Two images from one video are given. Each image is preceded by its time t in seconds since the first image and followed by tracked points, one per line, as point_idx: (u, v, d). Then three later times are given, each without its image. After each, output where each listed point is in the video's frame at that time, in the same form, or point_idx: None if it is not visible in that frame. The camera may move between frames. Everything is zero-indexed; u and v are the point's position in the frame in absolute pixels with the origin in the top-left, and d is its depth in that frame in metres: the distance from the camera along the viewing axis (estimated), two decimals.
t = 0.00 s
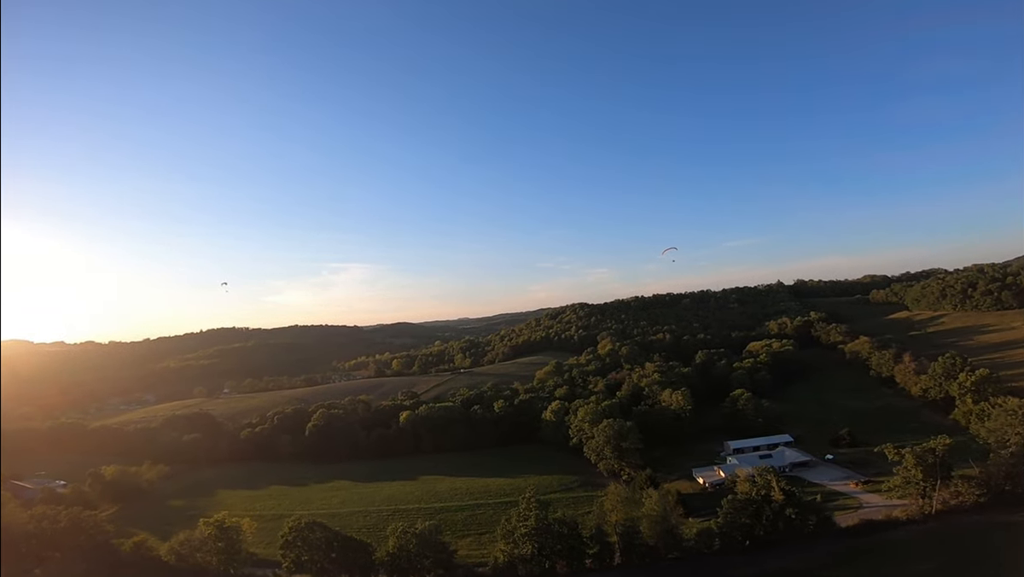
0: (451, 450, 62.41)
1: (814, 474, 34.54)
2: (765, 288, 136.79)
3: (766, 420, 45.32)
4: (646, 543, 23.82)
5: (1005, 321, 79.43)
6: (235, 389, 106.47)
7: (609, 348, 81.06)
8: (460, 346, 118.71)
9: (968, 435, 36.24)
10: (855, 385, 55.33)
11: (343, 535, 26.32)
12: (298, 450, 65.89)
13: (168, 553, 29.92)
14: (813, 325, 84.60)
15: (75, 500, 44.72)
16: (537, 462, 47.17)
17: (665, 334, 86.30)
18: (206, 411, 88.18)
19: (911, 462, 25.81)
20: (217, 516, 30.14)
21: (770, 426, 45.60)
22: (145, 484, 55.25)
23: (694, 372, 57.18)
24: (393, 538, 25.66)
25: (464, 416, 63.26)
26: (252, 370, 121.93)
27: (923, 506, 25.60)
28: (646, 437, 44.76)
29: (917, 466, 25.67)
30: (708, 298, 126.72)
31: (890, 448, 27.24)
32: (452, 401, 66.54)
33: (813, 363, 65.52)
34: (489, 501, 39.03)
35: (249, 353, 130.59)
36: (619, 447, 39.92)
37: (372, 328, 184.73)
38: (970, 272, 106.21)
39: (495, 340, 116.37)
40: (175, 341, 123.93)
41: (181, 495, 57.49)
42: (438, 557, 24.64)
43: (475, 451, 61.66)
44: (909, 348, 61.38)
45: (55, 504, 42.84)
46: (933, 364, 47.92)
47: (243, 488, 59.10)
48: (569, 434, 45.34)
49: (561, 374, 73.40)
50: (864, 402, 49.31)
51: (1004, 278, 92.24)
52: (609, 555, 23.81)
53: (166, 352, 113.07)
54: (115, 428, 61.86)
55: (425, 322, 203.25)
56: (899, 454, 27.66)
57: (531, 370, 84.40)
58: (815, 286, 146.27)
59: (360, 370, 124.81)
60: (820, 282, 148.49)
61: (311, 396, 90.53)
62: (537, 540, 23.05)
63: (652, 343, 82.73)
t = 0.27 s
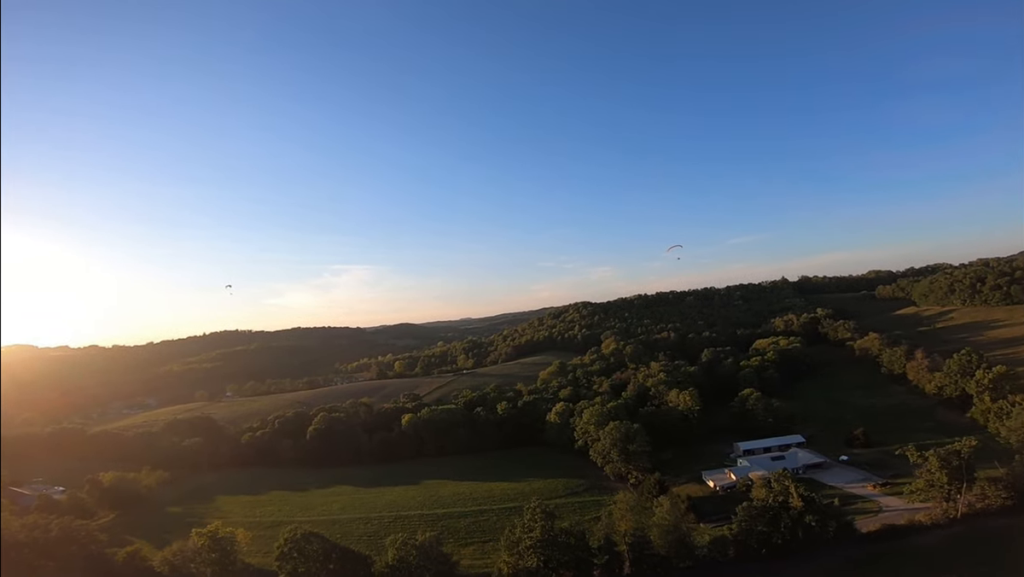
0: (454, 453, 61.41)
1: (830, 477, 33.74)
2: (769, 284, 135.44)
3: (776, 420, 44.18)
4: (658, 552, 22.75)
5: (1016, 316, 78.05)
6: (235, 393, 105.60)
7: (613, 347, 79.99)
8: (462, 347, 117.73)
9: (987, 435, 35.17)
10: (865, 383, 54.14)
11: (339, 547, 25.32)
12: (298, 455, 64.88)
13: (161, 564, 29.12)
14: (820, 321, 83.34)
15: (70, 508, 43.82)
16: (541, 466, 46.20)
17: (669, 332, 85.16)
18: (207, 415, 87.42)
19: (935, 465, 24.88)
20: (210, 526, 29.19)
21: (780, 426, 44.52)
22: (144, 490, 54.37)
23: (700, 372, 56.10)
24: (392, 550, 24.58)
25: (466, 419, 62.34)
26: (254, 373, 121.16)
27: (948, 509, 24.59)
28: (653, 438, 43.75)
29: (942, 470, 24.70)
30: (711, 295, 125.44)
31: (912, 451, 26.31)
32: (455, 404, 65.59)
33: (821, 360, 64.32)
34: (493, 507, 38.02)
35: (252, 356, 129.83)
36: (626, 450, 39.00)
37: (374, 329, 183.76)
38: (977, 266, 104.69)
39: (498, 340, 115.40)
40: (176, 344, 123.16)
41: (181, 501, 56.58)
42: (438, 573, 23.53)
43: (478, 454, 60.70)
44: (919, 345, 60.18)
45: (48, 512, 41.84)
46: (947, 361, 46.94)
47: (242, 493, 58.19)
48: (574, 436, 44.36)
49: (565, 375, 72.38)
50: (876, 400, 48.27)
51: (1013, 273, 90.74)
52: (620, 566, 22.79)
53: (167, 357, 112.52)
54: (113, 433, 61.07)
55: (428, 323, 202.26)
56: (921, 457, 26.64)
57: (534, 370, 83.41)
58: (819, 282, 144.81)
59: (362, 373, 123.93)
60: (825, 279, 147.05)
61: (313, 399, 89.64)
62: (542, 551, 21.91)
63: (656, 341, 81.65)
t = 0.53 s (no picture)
0: (459, 454, 60.43)
1: (847, 477, 33.00)
2: (775, 280, 133.85)
3: (789, 418, 42.99)
4: (669, 560, 22.14)
5: None
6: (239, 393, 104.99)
7: (618, 344, 78.83)
8: (466, 345, 116.74)
9: (1009, 433, 34.09)
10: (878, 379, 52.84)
11: (339, 556, 24.31)
12: (300, 457, 63.97)
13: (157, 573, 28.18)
14: (829, 316, 81.99)
15: (69, 513, 43.06)
16: (548, 467, 45.19)
17: (675, 329, 83.95)
18: (210, 416, 86.70)
19: (962, 466, 23.64)
20: (205, 535, 28.28)
21: (792, 424, 43.34)
22: (145, 494, 53.62)
23: (709, 369, 54.86)
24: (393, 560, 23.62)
25: (471, 419, 61.34)
26: (257, 373, 120.61)
27: (976, 512, 23.33)
28: (662, 438, 42.64)
29: (970, 471, 23.51)
30: (717, 291, 124.02)
31: (935, 451, 25.31)
32: (459, 404, 64.61)
33: (832, 356, 63.00)
34: (499, 510, 36.99)
35: (255, 356, 129.19)
36: (634, 452, 37.95)
37: (378, 328, 183.01)
38: (988, 259, 102.99)
39: (501, 338, 114.38)
40: (179, 346, 122.49)
41: (182, 504, 55.86)
42: None
43: (483, 454, 59.74)
44: (932, 340, 58.91)
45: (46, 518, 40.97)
46: (964, 357, 45.76)
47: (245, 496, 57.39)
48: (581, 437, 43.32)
49: (570, 373, 71.29)
50: (890, 397, 47.08)
51: None
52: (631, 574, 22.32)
53: (170, 357, 111.88)
54: (113, 436, 60.30)
55: (431, 321, 201.37)
56: (945, 457, 25.47)
57: (539, 369, 82.34)
58: (826, 276, 143.19)
59: (365, 372, 123.13)
60: (832, 273, 145.34)
61: (316, 400, 88.90)
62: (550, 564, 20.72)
63: (662, 338, 80.44)
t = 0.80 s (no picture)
0: (462, 455, 59.45)
1: (864, 479, 31.88)
2: (782, 275, 132.17)
3: (800, 418, 41.78)
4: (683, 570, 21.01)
5: None
6: (241, 393, 104.37)
7: (624, 342, 77.64)
8: (469, 343, 115.71)
9: None
10: (891, 376, 51.52)
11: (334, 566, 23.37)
12: (302, 458, 63.11)
13: None
14: (838, 312, 80.52)
15: (65, 517, 42.41)
16: (553, 468, 44.18)
17: (682, 325, 82.67)
18: (212, 416, 86.03)
19: (990, 469, 22.70)
20: (197, 542, 27.48)
21: (804, 424, 42.13)
22: (144, 497, 52.95)
23: (717, 367, 53.66)
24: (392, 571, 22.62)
25: (474, 419, 60.31)
26: (260, 372, 119.93)
27: (1004, 516, 22.18)
28: (670, 438, 41.55)
29: (998, 473, 22.53)
30: (723, 287, 122.47)
31: (962, 454, 24.40)
32: (462, 404, 63.61)
33: (842, 352, 61.62)
34: (503, 514, 35.89)
35: (258, 355, 128.62)
36: (642, 453, 36.89)
37: (381, 326, 182.24)
38: (1000, 253, 101.05)
39: (505, 336, 113.30)
40: (181, 345, 121.87)
41: (182, 506, 55.18)
42: None
43: (487, 454, 58.77)
44: (945, 336, 57.46)
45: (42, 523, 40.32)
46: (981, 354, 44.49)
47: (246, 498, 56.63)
48: (587, 437, 42.29)
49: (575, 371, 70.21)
50: (903, 394, 45.90)
51: None
52: None
53: (172, 358, 111.35)
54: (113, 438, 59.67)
55: (435, 319, 200.44)
56: (971, 460, 24.52)
57: (544, 367, 81.28)
58: (833, 271, 141.31)
59: (368, 371, 122.34)
60: (839, 268, 143.46)
61: (319, 400, 88.07)
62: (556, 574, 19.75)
63: (668, 335, 79.21)
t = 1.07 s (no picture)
0: (465, 457, 58.44)
1: (881, 483, 30.75)
2: (788, 272, 130.61)
3: (812, 419, 40.57)
4: None
5: None
6: (243, 393, 103.74)
7: (628, 340, 76.49)
8: (472, 342, 114.72)
9: None
10: (903, 375, 50.20)
11: None
12: (302, 460, 62.27)
13: None
14: (847, 309, 79.10)
15: (60, 522, 41.65)
16: (557, 470, 43.15)
17: (687, 323, 81.43)
18: (213, 417, 85.31)
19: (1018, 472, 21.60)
20: (188, 552, 26.56)
21: (815, 425, 40.94)
22: (143, 500, 52.19)
23: (724, 366, 52.45)
24: None
25: (476, 420, 59.24)
26: (263, 371, 119.24)
27: None
28: (677, 440, 40.43)
29: None
30: (728, 284, 121.03)
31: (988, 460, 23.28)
32: (464, 405, 62.60)
33: (852, 350, 60.27)
34: (506, 519, 34.89)
35: (261, 354, 128.04)
36: (649, 456, 35.81)
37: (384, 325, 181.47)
38: (1011, 249, 99.31)
39: (508, 334, 112.18)
40: (184, 345, 121.34)
41: (182, 509, 54.43)
42: None
43: (490, 456, 57.77)
44: (959, 334, 56.07)
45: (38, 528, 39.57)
46: (998, 352, 43.12)
47: (246, 501, 55.78)
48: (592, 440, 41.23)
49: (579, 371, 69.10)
50: (917, 394, 44.62)
51: None
52: None
53: (173, 358, 110.78)
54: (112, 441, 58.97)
55: (438, 318, 199.56)
56: (998, 465, 23.40)
57: (548, 366, 80.21)
58: (840, 268, 139.65)
59: (371, 370, 121.51)
60: (845, 264, 141.75)
61: (321, 400, 87.27)
62: None
63: (674, 333, 78.01)
